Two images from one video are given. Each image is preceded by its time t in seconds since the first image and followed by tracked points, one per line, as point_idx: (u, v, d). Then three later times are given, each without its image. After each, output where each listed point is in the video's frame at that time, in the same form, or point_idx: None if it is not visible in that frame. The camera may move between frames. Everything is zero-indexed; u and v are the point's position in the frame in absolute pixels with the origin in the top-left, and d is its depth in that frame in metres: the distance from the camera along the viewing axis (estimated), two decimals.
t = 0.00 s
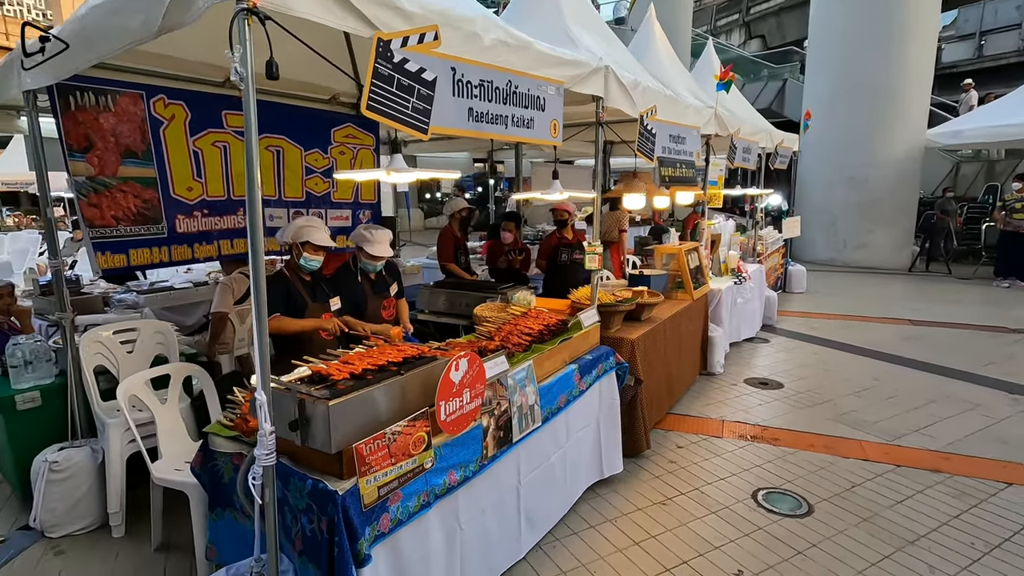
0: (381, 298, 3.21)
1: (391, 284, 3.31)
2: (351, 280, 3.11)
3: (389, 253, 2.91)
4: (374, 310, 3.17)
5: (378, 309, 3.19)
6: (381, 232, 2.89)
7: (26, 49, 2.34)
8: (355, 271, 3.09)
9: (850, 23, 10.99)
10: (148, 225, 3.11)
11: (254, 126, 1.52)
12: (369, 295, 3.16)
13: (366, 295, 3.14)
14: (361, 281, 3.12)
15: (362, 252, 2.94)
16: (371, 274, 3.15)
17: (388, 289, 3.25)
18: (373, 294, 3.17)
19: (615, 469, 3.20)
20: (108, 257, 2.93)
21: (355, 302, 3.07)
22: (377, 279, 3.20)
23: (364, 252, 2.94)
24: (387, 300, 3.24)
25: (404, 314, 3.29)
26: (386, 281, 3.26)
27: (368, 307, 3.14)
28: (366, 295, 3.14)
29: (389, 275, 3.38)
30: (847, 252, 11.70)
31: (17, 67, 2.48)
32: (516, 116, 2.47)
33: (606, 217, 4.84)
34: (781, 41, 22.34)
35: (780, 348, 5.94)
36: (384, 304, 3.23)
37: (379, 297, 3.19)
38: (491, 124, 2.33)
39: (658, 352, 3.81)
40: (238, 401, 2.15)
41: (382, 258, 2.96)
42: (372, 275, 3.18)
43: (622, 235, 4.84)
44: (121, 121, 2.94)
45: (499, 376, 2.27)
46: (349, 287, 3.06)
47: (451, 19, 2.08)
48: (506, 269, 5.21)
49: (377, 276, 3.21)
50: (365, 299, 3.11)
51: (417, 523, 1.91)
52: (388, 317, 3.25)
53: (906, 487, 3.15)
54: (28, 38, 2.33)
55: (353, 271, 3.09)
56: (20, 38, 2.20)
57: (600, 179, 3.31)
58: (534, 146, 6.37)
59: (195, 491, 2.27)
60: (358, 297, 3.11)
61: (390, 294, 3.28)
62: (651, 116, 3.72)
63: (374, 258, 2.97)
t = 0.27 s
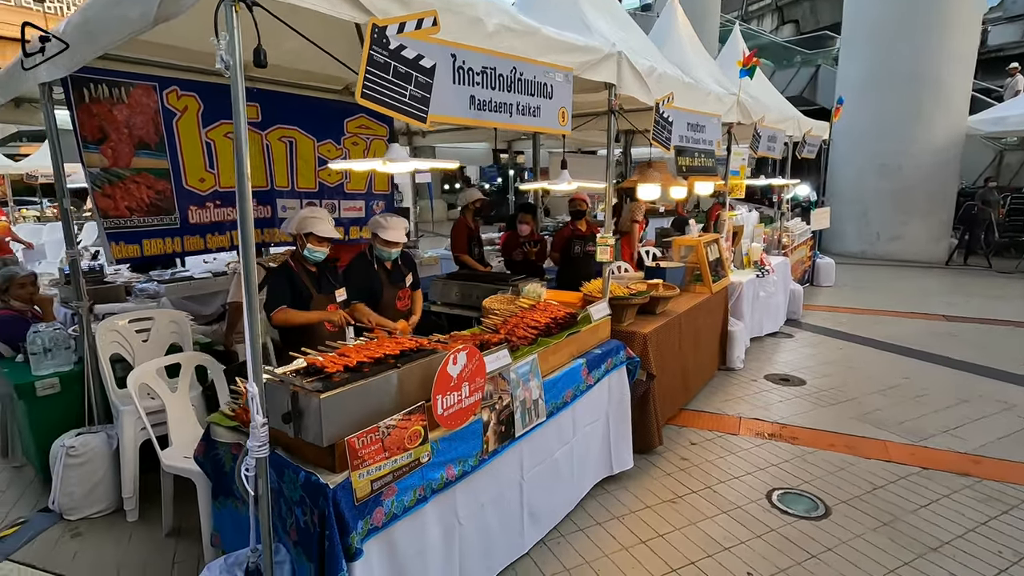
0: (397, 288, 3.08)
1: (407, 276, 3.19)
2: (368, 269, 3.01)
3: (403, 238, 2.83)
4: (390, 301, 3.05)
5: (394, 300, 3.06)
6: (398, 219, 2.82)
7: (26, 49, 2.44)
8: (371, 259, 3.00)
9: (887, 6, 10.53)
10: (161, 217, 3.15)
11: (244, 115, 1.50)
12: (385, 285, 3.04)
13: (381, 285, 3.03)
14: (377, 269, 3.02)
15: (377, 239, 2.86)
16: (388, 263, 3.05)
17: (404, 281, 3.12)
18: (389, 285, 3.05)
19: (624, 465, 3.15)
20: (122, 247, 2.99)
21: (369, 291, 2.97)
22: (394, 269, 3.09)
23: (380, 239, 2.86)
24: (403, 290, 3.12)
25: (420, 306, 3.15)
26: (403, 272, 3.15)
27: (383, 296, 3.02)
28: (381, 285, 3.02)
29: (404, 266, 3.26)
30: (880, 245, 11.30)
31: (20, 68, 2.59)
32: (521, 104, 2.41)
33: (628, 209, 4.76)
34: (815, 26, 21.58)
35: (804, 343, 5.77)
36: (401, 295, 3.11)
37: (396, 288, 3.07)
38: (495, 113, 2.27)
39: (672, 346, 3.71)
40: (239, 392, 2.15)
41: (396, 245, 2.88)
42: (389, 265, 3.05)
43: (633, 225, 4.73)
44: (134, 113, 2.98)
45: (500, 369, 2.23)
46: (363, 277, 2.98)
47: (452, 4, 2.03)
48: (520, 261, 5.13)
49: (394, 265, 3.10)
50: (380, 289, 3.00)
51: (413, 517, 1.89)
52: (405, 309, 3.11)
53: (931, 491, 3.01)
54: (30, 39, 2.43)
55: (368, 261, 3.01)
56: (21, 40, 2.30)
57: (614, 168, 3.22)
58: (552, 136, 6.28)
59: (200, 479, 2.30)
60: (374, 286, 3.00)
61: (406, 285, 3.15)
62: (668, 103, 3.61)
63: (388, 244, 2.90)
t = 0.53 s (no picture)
0: (412, 279, 3.02)
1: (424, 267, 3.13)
2: (383, 258, 2.95)
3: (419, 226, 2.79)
4: (403, 291, 3.00)
5: (407, 291, 3.01)
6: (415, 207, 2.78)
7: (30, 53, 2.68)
8: (388, 248, 2.96)
9: None
10: (177, 206, 3.20)
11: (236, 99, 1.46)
12: (400, 275, 2.99)
13: (397, 274, 2.98)
14: (393, 259, 2.96)
15: (393, 227, 2.83)
16: (404, 253, 2.99)
17: (420, 271, 3.06)
18: (404, 275, 3.00)
19: (637, 462, 3.08)
20: (140, 236, 3.05)
21: (385, 280, 2.94)
22: (410, 259, 3.03)
23: (395, 227, 2.82)
24: (418, 281, 3.05)
25: (435, 298, 3.08)
26: (419, 263, 3.08)
27: (398, 286, 2.99)
28: (396, 275, 2.98)
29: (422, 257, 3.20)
30: (918, 238, 10.84)
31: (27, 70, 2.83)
32: (530, 90, 2.34)
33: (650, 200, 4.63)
34: (854, 10, 20.75)
35: (833, 339, 5.57)
36: (415, 286, 3.05)
37: (410, 278, 3.01)
38: (502, 99, 2.21)
39: (690, 340, 3.61)
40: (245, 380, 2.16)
41: (411, 233, 2.83)
42: (406, 254, 3.00)
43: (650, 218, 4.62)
44: (151, 104, 3.02)
45: (506, 362, 2.18)
46: (380, 266, 2.93)
47: None
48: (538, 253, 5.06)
49: (410, 255, 3.04)
50: (395, 280, 2.95)
51: (412, 510, 1.87)
52: (418, 300, 3.05)
53: (962, 496, 2.87)
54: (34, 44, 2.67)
55: (383, 250, 2.95)
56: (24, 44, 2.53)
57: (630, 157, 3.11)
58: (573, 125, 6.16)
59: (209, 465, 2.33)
60: (388, 276, 2.95)
61: (422, 276, 3.08)
62: (689, 90, 3.48)
63: (403, 232, 2.85)
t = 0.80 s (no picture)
0: (421, 272, 2.99)
1: (434, 259, 3.09)
2: (391, 250, 2.92)
3: (427, 217, 2.77)
4: (412, 284, 2.97)
5: (416, 284, 2.98)
6: (422, 199, 2.77)
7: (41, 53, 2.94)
8: (396, 241, 2.92)
9: None
10: (192, 197, 3.23)
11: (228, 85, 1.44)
12: (408, 267, 2.95)
13: (406, 267, 2.94)
14: (401, 251, 2.92)
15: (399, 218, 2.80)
16: (413, 245, 2.96)
17: (429, 264, 3.02)
18: (413, 267, 2.96)
19: (650, 461, 2.99)
20: (154, 227, 3.09)
21: (393, 272, 2.91)
22: (419, 252, 2.99)
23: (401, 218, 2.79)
24: (427, 274, 3.02)
25: (445, 291, 3.05)
26: (429, 255, 3.04)
27: (406, 279, 2.95)
28: (405, 268, 2.94)
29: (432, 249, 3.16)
30: (957, 232, 10.34)
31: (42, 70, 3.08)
32: (538, 77, 2.26)
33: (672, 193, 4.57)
34: None
35: (863, 336, 5.35)
36: (424, 279, 3.01)
37: (419, 271, 2.97)
38: (508, 87, 2.14)
39: (708, 337, 3.49)
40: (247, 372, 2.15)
41: (418, 224, 2.80)
42: (415, 246, 2.97)
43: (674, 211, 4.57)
44: (166, 95, 3.05)
45: (510, 358, 2.13)
46: (388, 259, 2.91)
47: None
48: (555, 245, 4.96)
49: (420, 247, 3.01)
50: (403, 272, 2.92)
51: (410, 508, 1.84)
52: (427, 293, 3.01)
53: (996, 506, 2.71)
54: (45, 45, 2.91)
55: (392, 242, 2.92)
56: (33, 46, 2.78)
57: (646, 146, 3.00)
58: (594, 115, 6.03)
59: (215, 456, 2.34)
60: (397, 269, 2.92)
61: (432, 269, 3.05)
62: (710, 76, 3.34)
63: (410, 223, 2.82)
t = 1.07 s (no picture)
0: (426, 264, 3.04)
1: (439, 251, 3.14)
2: (395, 243, 2.96)
3: (427, 208, 2.72)
4: (417, 276, 3.02)
5: (422, 276, 3.02)
6: (425, 189, 2.73)
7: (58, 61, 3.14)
8: (399, 234, 2.96)
9: None
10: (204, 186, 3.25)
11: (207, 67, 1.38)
12: (413, 259, 3.00)
13: (410, 259, 2.99)
14: (405, 244, 2.97)
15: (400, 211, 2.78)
16: (416, 237, 3.00)
17: (434, 256, 3.08)
18: (417, 259, 3.01)
19: (665, 465, 2.86)
20: (169, 216, 3.11)
21: (399, 265, 2.94)
22: (423, 244, 3.05)
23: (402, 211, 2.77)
24: (432, 266, 3.08)
25: (450, 282, 3.11)
26: (434, 247, 3.10)
27: (411, 271, 2.99)
28: (410, 260, 2.99)
29: (437, 239, 3.20)
30: (1010, 227, 9.71)
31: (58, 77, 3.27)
32: (546, 59, 2.13)
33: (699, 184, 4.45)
34: None
35: (902, 336, 5.05)
36: (430, 271, 3.07)
37: (424, 263, 3.02)
38: (513, 69, 2.03)
39: (730, 334, 3.32)
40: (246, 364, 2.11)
41: (420, 217, 2.76)
42: (418, 239, 3.02)
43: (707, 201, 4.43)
44: (178, 84, 3.04)
45: (512, 355, 2.03)
46: (391, 252, 2.94)
47: None
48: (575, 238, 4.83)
49: (424, 240, 3.06)
50: (409, 265, 2.97)
51: (402, 510, 1.77)
52: (433, 286, 3.07)
53: None
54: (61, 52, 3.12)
55: (396, 236, 2.96)
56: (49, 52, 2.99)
57: (666, 133, 2.85)
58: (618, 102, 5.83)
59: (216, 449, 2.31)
60: (402, 262, 2.96)
61: (437, 261, 3.11)
62: (737, 60, 3.15)
63: (412, 215, 2.79)
